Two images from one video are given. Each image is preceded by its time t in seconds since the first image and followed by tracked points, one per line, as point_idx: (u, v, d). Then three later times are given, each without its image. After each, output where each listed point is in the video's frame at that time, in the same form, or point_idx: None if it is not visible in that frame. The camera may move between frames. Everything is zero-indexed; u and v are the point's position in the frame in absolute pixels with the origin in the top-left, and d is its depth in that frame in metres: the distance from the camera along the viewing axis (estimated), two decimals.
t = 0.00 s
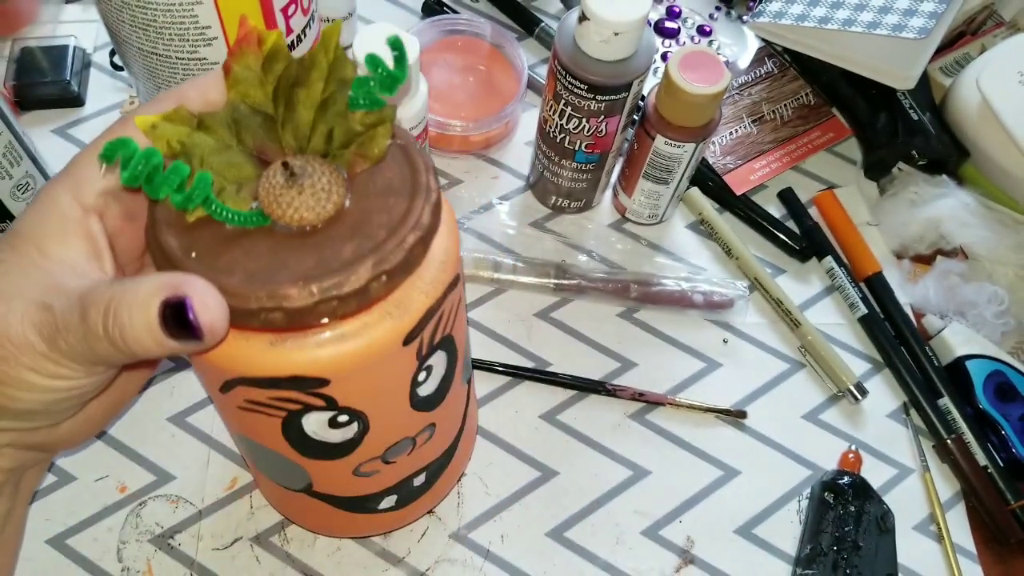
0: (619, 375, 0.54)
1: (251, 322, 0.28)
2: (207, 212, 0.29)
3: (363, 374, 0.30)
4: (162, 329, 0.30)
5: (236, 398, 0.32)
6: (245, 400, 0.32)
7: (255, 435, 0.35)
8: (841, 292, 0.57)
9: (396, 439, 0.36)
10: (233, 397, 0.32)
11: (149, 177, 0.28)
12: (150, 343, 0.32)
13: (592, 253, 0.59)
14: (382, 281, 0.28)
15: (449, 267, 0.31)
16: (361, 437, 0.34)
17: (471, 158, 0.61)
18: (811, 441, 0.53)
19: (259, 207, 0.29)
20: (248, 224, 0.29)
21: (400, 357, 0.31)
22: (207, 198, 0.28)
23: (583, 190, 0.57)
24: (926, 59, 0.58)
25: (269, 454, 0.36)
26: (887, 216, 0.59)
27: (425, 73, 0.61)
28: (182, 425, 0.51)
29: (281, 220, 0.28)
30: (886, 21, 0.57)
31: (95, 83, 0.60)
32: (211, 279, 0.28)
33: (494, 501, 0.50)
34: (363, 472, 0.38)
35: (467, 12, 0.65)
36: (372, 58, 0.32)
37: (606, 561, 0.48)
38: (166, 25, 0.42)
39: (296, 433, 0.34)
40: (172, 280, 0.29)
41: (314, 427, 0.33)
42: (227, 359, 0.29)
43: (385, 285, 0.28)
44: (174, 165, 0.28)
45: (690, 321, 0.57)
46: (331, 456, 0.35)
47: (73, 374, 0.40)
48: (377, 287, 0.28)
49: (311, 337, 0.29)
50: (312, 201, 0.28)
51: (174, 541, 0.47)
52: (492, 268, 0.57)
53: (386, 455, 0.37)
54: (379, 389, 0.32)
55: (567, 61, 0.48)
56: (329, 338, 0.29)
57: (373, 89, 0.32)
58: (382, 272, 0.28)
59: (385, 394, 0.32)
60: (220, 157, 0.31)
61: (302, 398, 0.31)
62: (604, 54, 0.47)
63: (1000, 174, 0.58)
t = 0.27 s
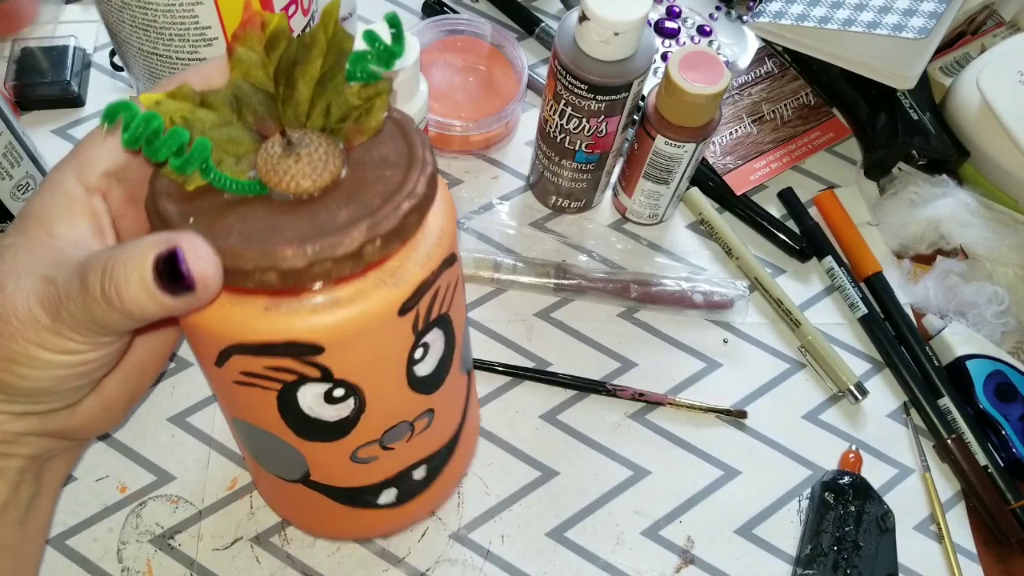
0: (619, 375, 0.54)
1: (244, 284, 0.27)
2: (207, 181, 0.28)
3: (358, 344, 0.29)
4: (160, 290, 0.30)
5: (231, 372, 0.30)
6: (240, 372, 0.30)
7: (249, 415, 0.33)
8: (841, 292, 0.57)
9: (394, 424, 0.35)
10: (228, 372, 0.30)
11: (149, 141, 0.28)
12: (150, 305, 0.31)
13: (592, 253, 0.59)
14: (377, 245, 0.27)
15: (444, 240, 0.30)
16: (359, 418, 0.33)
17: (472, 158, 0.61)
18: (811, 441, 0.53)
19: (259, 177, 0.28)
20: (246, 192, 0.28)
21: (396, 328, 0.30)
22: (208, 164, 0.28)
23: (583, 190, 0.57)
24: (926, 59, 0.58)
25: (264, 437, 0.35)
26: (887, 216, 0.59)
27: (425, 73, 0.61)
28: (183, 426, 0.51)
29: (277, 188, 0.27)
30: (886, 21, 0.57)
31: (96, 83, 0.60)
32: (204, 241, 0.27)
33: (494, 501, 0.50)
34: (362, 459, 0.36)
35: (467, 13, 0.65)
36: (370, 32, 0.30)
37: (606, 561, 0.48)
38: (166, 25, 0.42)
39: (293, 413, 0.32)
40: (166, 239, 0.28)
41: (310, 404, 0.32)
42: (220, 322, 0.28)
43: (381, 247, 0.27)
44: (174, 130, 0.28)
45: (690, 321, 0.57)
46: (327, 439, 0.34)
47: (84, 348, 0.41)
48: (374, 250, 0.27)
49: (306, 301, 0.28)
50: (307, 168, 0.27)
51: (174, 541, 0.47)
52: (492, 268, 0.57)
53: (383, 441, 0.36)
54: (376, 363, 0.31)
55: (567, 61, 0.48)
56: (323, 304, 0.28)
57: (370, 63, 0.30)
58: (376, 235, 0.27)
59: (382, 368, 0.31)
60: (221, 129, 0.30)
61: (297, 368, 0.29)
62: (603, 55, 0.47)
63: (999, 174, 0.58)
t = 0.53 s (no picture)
0: (618, 375, 0.54)
1: (227, 277, 0.26)
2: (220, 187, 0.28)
3: (343, 361, 0.27)
4: (155, 281, 0.30)
5: (217, 383, 0.29)
6: (225, 384, 0.29)
7: (238, 440, 0.31)
8: (841, 292, 0.57)
9: (383, 466, 0.32)
10: (214, 383, 0.29)
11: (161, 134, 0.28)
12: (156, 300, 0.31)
13: (591, 253, 0.59)
14: (368, 252, 0.25)
15: (447, 271, 0.28)
16: (345, 451, 0.30)
17: (472, 158, 0.61)
18: (811, 442, 0.53)
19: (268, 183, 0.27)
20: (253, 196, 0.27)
21: (387, 350, 0.28)
22: (218, 162, 0.27)
23: (582, 190, 0.57)
24: (926, 59, 0.58)
25: (253, 469, 0.33)
26: (887, 216, 0.59)
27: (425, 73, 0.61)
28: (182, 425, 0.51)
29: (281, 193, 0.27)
30: (886, 21, 0.57)
31: (96, 83, 0.60)
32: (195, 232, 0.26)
33: (493, 501, 0.49)
34: (345, 503, 0.32)
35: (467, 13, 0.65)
36: (392, 49, 0.29)
37: (605, 561, 0.48)
38: (166, 25, 0.42)
39: (276, 436, 0.30)
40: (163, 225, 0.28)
41: (293, 427, 0.29)
42: (206, 321, 0.27)
43: (371, 257, 0.26)
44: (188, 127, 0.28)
45: (690, 321, 0.57)
46: (311, 471, 0.31)
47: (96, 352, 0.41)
48: (363, 256, 0.25)
49: (292, 303, 0.26)
50: (312, 176, 0.27)
51: (174, 541, 0.47)
52: (492, 268, 0.57)
53: (370, 485, 0.32)
54: (364, 389, 0.29)
55: (567, 61, 0.48)
56: (309, 308, 0.26)
57: (387, 80, 0.29)
58: (368, 240, 0.25)
59: (372, 394, 0.29)
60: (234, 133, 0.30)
61: (280, 379, 0.28)
62: (603, 55, 0.47)
63: (999, 175, 0.58)
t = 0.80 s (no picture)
0: (619, 375, 0.54)
1: (187, 248, 0.27)
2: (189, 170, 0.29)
3: (303, 331, 0.28)
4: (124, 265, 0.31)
5: (186, 362, 0.30)
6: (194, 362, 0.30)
7: (212, 423, 0.32)
8: (841, 292, 0.57)
9: (354, 442, 0.31)
10: (185, 363, 0.30)
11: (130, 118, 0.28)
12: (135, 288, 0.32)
13: (591, 254, 0.59)
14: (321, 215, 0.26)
15: (407, 240, 0.29)
16: (312, 425, 0.30)
17: (472, 158, 0.61)
18: (812, 442, 0.53)
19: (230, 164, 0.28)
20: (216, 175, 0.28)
21: (346, 318, 0.28)
22: (184, 145, 0.27)
23: (583, 190, 0.57)
24: (926, 59, 0.58)
25: (229, 453, 0.33)
26: (887, 216, 0.59)
27: (425, 73, 0.61)
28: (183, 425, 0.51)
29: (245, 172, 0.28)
30: (886, 21, 0.57)
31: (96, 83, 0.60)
32: (160, 213, 0.27)
33: (494, 501, 0.49)
34: (320, 484, 0.32)
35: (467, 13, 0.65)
36: (346, 33, 0.32)
37: (606, 561, 0.48)
38: (166, 25, 0.42)
39: (244, 414, 0.30)
40: (128, 213, 0.29)
41: (259, 401, 0.30)
42: (171, 298, 0.28)
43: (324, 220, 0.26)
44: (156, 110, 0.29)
45: (690, 321, 0.57)
46: (281, 449, 0.31)
47: (86, 348, 0.41)
48: (316, 220, 0.26)
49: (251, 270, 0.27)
50: (272, 152, 0.28)
51: (174, 541, 0.47)
52: (493, 268, 0.57)
53: (343, 463, 0.31)
54: (327, 359, 0.29)
55: (567, 62, 0.48)
56: (267, 274, 0.27)
57: (345, 61, 0.31)
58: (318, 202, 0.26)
59: (335, 364, 0.29)
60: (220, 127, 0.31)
61: (242, 350, 0.28)
62: (604, 55, 0.47)
63: (999, 175, 0.58)
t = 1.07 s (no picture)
0: (619, 375, 0.54)
1: (179, 230, 0.27)
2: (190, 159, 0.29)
3: (289, 320, 0.28)
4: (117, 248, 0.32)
5: (177, 345, 0.30)
6: (184, 346, 0.30)
7: (201, 407, 0.32)
8: (841, 293, 0.57)
9: (340, 434, 0.31)
10: (176, 346, 0.30)
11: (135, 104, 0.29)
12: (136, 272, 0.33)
13: (591, 254, 0.59)
14: (311, 205, 0.27)
15: (398, 235, 0.29)
16: (297, 415, 0.30)
17: (472, 158, 0.61)
18: (812, 443, 0.53)
19: (230, 153, 0.29)
20: (216, 163, 0.29)
21: (331, 310, 0.28)
22: (185, 131, 0.28)
23: (583, 190, 0.57)
24: (926, 59, 0.58)
25: (216, 439, 0.33)
26: (887, 216, 0.59)
27: (425, 73, 0.61)
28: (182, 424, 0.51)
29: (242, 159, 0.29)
30: (886, 21, 0.57)
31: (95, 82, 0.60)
32: (158, 196, 0.28)
33: (494, 501, 0.49)
34: (304, 476, 0.32)
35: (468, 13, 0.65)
36: (350, 28, 0.31)
37: (606, 562, 0.49)
38: (165, 25, 0.42)
39: (232, 400, 0.30)
40: (129, 198, 0.30)
41: (245, 386, 0.30)
42: (164, 281, 0.29)
43: (314, 209, 0.27)
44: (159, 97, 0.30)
45: (690, 321, 0.57)
46: (265, 437, 0.31)
47: (93, 338, 0.42)
48: (305, 209, 0.27)
49: (240, 255, 0.27)
50: (269, 141, 0.29)
51: (174, 541, 0.47)
52: (493, 268, 0.57)
53: (327, 455, 0.31)
54: (314, 350, 0.29)
55: (567, 62, 0.48)
56: (256, 260, 0.27)
57: (346, 56, 0.31)
58: (309, 191, 0.26)
59: (321, 355, 0.29)
60: (223, 125, 0.31)
61: (228, 335, 0.29)
62: (604, 56, 0.47)
63: (999, 175, 0.58)
